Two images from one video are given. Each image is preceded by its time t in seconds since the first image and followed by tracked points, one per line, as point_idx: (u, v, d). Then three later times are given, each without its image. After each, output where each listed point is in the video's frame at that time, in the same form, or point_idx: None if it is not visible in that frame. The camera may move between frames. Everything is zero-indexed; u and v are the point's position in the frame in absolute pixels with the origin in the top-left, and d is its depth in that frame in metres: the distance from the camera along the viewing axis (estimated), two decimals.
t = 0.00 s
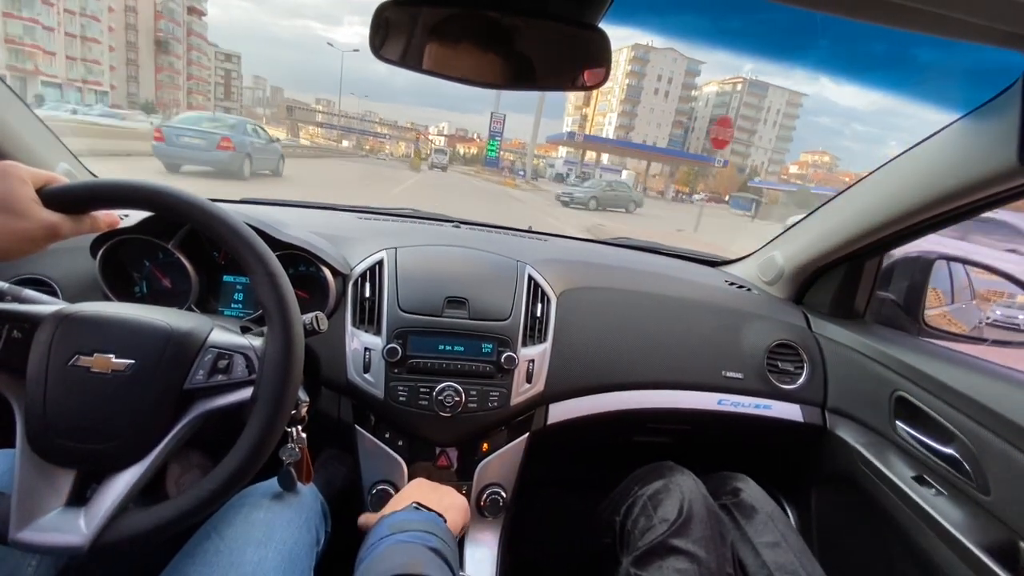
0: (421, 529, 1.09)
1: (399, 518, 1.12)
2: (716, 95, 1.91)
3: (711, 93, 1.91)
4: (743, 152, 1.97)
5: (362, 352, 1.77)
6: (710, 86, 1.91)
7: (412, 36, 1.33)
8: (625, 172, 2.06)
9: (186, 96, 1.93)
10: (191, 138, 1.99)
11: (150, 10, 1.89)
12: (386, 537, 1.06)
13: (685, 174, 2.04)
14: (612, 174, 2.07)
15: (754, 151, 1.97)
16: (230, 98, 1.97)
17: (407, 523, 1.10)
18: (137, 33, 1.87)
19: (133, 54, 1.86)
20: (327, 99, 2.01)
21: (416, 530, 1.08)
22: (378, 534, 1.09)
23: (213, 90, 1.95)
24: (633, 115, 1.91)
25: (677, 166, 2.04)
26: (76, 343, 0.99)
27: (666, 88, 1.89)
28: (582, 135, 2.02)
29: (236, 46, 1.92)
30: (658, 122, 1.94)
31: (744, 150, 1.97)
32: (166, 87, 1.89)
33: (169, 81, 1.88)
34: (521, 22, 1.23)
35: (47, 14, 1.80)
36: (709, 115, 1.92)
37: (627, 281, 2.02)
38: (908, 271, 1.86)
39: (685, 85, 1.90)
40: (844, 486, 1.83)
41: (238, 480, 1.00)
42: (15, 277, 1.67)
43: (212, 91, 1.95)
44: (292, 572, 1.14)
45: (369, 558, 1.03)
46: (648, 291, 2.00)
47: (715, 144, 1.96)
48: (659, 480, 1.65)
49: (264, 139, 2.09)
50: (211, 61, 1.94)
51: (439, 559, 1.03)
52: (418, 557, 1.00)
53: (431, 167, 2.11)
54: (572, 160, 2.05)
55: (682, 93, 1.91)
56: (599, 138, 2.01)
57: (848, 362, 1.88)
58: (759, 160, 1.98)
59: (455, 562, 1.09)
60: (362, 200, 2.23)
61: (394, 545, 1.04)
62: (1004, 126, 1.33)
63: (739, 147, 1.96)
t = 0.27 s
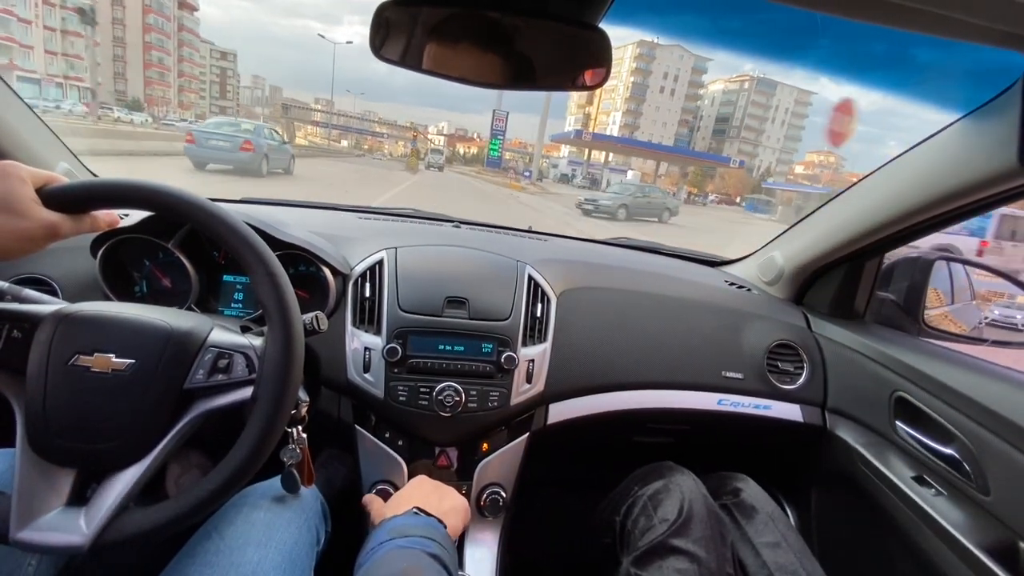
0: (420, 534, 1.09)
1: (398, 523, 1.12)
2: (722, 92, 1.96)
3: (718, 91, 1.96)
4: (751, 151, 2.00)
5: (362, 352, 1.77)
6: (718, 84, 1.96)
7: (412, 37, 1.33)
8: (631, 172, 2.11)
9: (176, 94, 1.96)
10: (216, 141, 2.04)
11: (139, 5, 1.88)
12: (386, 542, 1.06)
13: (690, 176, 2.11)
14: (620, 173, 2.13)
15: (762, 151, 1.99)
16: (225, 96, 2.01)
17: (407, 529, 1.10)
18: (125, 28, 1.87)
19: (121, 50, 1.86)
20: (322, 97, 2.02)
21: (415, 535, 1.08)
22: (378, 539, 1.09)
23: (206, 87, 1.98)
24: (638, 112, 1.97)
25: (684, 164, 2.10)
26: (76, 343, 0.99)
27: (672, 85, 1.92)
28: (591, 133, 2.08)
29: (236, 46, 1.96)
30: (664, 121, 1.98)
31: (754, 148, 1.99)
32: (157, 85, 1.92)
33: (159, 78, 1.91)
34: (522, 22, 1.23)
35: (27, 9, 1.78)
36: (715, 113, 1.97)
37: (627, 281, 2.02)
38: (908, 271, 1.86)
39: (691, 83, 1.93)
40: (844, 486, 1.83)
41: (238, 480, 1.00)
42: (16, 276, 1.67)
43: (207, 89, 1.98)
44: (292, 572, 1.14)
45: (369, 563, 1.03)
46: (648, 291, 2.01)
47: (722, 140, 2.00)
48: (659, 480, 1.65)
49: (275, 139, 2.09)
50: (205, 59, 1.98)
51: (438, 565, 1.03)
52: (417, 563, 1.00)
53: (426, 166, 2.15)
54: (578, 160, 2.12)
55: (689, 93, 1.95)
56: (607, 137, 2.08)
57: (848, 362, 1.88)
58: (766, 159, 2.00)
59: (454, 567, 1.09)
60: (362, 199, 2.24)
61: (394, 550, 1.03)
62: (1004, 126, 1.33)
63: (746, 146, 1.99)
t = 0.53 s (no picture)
0: (420, 537, 1.08)
1: (399, 526, 1.12)
2: (729, 90, 1.91)
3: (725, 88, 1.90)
4: (759, 149, 1.97)
5: (362, 352, 1.77)
6: (724, 81, 1.90)
7: (412, 37, 1.33)
8: (636, 171, 2.14)
9: (166, 90, 1.91)
10: (238, 141, 2.06)
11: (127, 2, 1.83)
12: (386, 545, 1.06)
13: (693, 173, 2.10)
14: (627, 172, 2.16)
15: (770, 151, 1.96)
16: (220, 93, 1.98)
17: (407, 532, 1.09)
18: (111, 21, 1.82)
19: (107, 44, 1.82)
20: (327, 97, 2.03)
21: (415, 539, 1.07)
22: (379, 541, 1.09)
23: (200, 84, 1.95)
24: (645, 109, 1.92)
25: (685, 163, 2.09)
26: (76, 344, 0.99)
27: (679, 82, 1.88)
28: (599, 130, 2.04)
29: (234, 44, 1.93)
30: (670, 119, 1.96)
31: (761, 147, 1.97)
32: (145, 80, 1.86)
33: (147, 73, 1.86)
34: (521, 22, 1.23)
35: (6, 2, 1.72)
36: (722, 110, 1.94)
37: (627, 282, 2.02)
38: (908, 271, 1.86)
39: (698, 79, 1.89)
40: (845, 486, 1.83)
41: (238, 480, 1.00)
42: (16, 277, 1.67)
43: (202, 86, 1.95)
44: (292, 572, 1.14)
45: (369, 566, 1.03)
46: (648, 292, 2.01)
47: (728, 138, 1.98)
48: (659, 481, 1.65)
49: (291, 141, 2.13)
50: (199, 55, 1.94)
51: (438, 569, 1.03)
52: (417, 567, 1.00)
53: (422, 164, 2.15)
54: (582, 158, 2.15)
55: (696, 90, 1.91)
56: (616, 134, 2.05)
57: (849, 362, 1.88)
58: (775, 160, 1.97)
59: (454, 571, 1.09)
60: (362, 199, 2.23)
61: (394, 553, 1.03)
62: (1005, 126, 1.33)
63: (754, 146, 1.97)
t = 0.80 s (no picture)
0: (419, 539, 1.08)
1: (399, 527, 1.12)
2: (736, 87, 1.86)
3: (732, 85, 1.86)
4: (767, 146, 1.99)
5: (362, 352, 1.77)
6: (731, 78, 1.85)
7: (411, 37, 1.33)
8: (642, 170, 2.09)
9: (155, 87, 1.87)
10: (252, 141, 2.06)
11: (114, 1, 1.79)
12: (386, 546, 1.06)
13: (705, 173, 2.09)
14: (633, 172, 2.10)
15: (780, 147, 1.98)
16: (215, 91, 1.96)
17: (407, 533, 1.09)
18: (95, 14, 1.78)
19: (92, 37, 1.77)
20: (326, 97, 2.01)
21: (416, 541, 1.07)
22: (379, 543, 1.09)
23: (194, 81, 1.92)
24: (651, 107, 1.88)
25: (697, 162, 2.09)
26: (75, 344, 0.99)
27: (686, 79, 1.85)
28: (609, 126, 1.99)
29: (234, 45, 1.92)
30: (676, 116, 1.94)
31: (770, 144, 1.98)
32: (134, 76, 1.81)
33: (134, 69, 1.80)
34: (521, 22, 1.23)
35: None
36: (728, 108, 1.91)
37: (626, 282, 2.02)
38: (908, 271, 1.86)
39: (705, 75, 1.84)
40: (845, 487, 1.83)
41: (238, 480, 1.00)
42: (15, 277, 1.67)
43: (196, 84, 1.93)
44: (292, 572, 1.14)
45: (368, 567, 1.03)
46: (648, 292, 2.01)
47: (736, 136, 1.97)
48: (658, 481, 1.65)
49: (297, 141, 2.07)
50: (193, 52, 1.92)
51: (438, 571, 1.03)
52: (417, 568, 1.00)
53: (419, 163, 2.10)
54: (587, 158, 2.10)
55: (702, 86, 1.88)
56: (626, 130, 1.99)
57: (849, 363, 1.88)
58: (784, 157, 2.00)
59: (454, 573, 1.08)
60: (362, 200, 2.23)
61: (394, 555, 1.03)
62: (1005, 126, 1.33)
63: (763, 142, 1.98)
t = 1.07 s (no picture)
0: (418, 541, 1.08)
1: (398, 529, 1.12)
2: (744, 85, 1.86)
3: (740, 82, 1.86)
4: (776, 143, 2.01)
5: (362, 352, 1.77)
6: (739, 75, 1.85)
7: (411, 36, 1.33)
8: (649, 170, 2.15)
9: (144, 83, 1.89)
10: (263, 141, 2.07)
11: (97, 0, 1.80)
12: (384, 548, 1.06)
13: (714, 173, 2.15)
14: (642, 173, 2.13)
15: (788, 145, 2.00)
16: (211, 90, 1.97)
17: (405, 535, 1.09)
18: (79, 8, 1.80)
19: (76, 32, 1.81)
20: (325, 95, 2.05)
21: (414, 542, 1.07)
22: (377, 544, 1.09)
23: (188, 78, 1.93)
24: (657, 105, 1.93)
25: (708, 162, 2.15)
26: (75, 344, 0.99)
27: (693, 76, 1.88)
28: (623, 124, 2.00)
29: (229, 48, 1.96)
30: (683, 114, 1.97)
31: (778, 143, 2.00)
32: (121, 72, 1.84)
33: (120, 64, 1.84)
34: (521, 22, 1.23)
35: None
36: (735, 107, 1.91)
37: (626, 281, 2.02)
38: (908, 271, 1.87)
39: (713, 73, 1.86)
40: (844, 486, 1.83)
41: (238, 480, 1.00)
42: (15, 276, 1.67)
43: (190, 82, 1.94)
44: (292, 572, 1.14)
45: (366, 570, 1.03)
46: (648, 292, 2.01)
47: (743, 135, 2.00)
48: (658, 480, 1.65)
49: (304, 142, 2.11)
50: (188, 49, 1.95)
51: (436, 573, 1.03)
52: (415, 571, 1.00)
53: (415, 163, 2.07)
54: (592, 157, 2.09)
55: (709, 84, 1.89)
56: (635, 128, 2.01)
57: (849, 362, 1.88)
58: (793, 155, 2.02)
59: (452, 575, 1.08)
60: (362, 199, 2.24)
61: (392, 557, 1.03)
62: (1005, 126, 1.33)
63: (772, 141, 2.01)
